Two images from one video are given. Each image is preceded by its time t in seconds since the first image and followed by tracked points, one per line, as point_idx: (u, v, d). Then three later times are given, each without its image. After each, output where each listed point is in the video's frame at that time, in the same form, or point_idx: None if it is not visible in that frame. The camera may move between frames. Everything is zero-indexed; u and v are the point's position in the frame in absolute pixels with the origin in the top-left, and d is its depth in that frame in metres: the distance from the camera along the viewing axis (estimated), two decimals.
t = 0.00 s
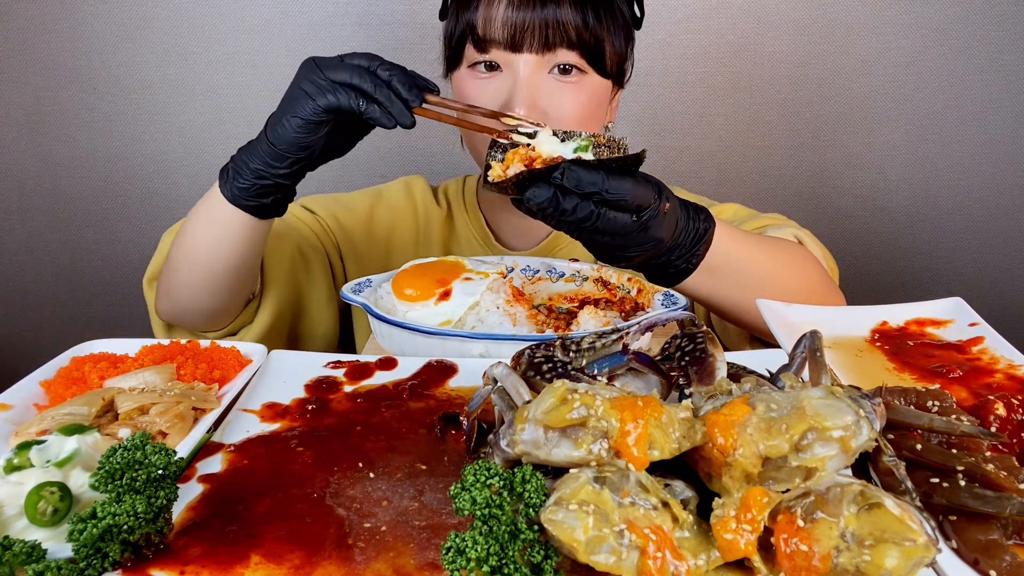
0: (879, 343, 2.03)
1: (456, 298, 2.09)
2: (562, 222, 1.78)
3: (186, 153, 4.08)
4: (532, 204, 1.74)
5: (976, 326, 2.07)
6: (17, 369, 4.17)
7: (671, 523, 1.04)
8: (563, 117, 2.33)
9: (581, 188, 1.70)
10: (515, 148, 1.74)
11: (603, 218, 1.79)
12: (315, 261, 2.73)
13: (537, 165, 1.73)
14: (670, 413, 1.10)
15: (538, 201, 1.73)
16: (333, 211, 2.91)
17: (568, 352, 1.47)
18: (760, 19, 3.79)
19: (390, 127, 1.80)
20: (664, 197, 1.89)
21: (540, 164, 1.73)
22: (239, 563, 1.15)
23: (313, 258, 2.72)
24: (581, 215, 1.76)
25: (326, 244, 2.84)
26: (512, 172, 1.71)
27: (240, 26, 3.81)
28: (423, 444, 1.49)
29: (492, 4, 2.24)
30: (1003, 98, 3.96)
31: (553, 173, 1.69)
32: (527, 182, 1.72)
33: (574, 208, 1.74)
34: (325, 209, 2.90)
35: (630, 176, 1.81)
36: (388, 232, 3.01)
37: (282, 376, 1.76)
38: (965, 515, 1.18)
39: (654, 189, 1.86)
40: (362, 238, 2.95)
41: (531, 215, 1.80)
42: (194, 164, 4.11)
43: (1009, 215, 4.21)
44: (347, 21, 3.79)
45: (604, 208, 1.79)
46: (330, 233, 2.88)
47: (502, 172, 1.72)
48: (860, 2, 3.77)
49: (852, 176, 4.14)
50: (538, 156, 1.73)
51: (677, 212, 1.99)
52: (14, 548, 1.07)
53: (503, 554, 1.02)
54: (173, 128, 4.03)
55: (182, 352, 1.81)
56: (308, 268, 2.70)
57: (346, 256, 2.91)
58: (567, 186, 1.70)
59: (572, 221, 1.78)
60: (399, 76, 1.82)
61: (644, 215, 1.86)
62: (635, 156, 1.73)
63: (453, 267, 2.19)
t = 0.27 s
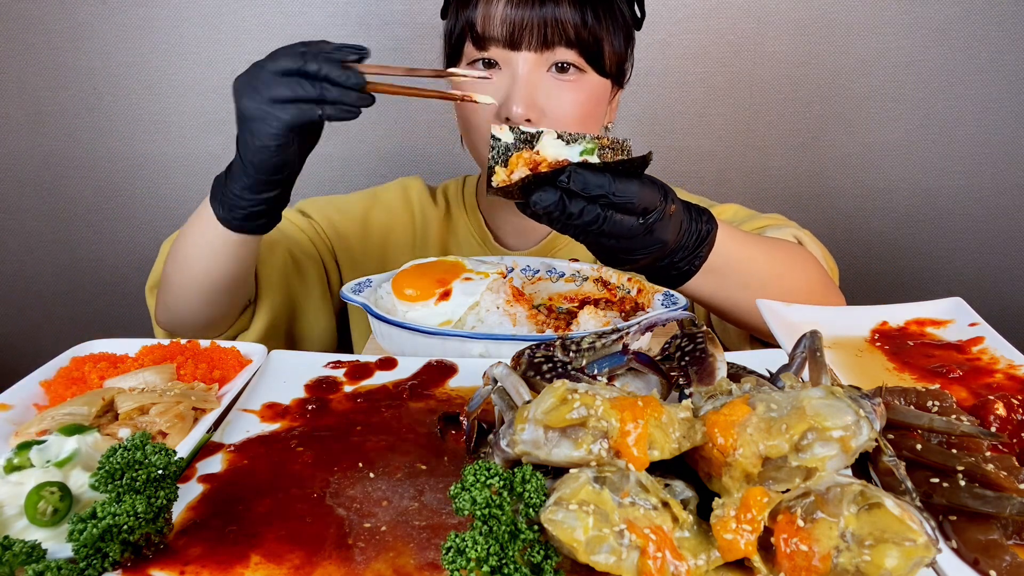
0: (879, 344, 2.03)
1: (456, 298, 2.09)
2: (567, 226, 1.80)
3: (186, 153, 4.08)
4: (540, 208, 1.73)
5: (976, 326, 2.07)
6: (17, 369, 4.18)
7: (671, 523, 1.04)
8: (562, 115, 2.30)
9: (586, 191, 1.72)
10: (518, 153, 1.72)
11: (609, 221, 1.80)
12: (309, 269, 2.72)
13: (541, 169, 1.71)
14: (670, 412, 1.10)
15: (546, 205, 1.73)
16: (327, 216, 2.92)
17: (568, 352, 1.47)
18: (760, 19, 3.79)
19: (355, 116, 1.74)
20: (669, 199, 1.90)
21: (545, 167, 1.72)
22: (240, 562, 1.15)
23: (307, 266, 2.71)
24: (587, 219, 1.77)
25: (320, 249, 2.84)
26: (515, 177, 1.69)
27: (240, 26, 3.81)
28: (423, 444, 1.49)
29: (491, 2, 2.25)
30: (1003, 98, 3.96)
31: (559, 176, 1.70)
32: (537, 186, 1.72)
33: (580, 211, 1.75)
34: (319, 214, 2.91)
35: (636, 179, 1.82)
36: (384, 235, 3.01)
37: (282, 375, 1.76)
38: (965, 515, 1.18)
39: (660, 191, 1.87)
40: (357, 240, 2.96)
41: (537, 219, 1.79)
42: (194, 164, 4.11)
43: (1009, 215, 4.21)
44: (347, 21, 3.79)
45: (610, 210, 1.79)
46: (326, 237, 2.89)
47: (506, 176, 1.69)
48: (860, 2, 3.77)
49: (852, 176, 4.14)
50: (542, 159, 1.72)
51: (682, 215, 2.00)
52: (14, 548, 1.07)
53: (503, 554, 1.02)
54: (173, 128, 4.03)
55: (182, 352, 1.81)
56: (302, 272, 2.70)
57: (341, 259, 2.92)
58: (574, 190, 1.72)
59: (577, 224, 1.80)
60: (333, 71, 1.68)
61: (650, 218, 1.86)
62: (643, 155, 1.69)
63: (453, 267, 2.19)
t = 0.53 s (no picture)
0: (879, 343, 2.03)
1: (456, 298, 2.08)
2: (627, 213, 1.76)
3: (186, 153, 4.08)
4: (608, 201, 1.71)
5: (976, 326, 2.07)
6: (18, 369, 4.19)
7: (671, 523, 1.04)
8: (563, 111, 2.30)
9: (648, 174, 1.70)
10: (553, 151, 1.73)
11: (671, 204, 1.76)
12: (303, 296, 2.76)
13: (590, 162, 1.73)
14: (670, 413, 1.10)
15: (612, 198, 1.72)
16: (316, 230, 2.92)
17: (568, 352, 1.47)
18: (760, 19, 3.79)
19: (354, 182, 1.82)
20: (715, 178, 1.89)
21: (593, 159, 1.73)
22: (239, 563, 1.15)
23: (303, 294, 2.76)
24: (647, 205, 1.75)
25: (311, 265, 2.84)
26: (562, 178, 1.72)
27: (240, 26, 3.81)
28: (423, 444, 1.49)
29: None
30: (1003, 98, 3.96)
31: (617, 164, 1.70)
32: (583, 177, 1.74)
33: (645, 198, 1.73)
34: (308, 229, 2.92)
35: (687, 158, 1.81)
36: (375, 242, 3.03)
37: (282, 376, 1.76)
38: (965, 515, 1.18)
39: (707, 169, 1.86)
40: (347, 251, 2.97)
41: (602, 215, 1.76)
42: (194, 164, 4.10)
43: (1009, 215, 4.21)
44: (347, 20, 3.79)
45: (671, 195, 1.77)
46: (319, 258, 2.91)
47: (550, 181, 1.73)
48: (860, 2, 3.77)
49: (852, 176, 4.14)
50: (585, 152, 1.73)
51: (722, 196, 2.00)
52: (14, 548, 1.07)
53: (503, 554, 1.02)
54: (173, 127, 4.03)
55: (182, 352, 1.81)
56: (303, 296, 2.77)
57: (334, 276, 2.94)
58: (634, 174, 1.70)
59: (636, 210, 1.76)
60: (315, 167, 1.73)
61: (702, 203, 1.85)
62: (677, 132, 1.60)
63: (453, 268, 2.19)
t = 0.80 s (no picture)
0: (879, 343, 2.03)
1: (456, 298, 2.08)
2: (674, 225, 1.75)
3: (186, 154, 4.08)
4: (660, 216, 1.69)
5: (976, 326, 2.07)
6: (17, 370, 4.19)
7: (671, 523, 1.04)
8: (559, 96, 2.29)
9: (694, 184, 1.70)
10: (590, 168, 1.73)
11: (715, 213, 1.76)
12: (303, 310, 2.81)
13: (633, 176, 1.73)
14: (670, 412, 1.10)
15: (663, 212, 1.70)
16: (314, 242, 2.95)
17: (568, 352, 1.47)
18: (760, 19, 3.79)
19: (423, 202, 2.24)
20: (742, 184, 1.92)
21: (634, 173, 1.74)
22: (240, 563, 1.15)
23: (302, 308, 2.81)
24: (693, 215, 1.74)
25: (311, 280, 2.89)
26: (606, 196, 1.72)
27: (240, 26, 3.81)
28: (424, 444, 1.49)
29: None
30: (1004, 98, 3.96)
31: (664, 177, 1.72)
32: (630, 195, 1.73)
33: (692, 209, 1.72)
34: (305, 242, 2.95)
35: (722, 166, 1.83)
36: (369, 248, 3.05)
37: (282, 375, 1.76)
38: (965, 515, 1.18)
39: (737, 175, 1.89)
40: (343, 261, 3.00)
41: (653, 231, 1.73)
42: (193, 164, 4.10)
43: (1009, 215, 4.21)
44: (347, 20, 3.78)
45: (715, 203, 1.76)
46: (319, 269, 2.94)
47: (594, 201, 1.72)
48: (860, 2, 3.78)
49: (852, 176, 4.14)
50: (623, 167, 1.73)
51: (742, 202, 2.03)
52: (14, 548, 1.07)
53: (503, 554, 1.02)
54: (173, 128, 4.03)
55: (182, 352, 1.81)
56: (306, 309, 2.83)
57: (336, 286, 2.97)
58: (682, 184, 1.71)
59: (683, 222, 1.75)
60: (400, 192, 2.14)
61: (740, 209, 1.85)
62: (710, 140, 1.64)
63: (453, 268, 2.19)
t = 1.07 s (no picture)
0: (879, 344, 2.03)
1: (456, 298, 2.08)
2: (689, 235, 1.76)
3: (185, 153, 4.08)
4: (676, 227, 1.71)
5: (976, 326, 2.07)
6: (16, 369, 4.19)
7: (671, 523, 1.04)
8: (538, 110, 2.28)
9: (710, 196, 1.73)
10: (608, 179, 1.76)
11: (729, 224, 1.78)
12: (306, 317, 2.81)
13: (650, 189, 1.77)
14: (670, 413, 1.10)
15: (679, 223, 1.72)
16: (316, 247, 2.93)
17: (568, 352, 1.47)
18: (760, 19, 3.79)
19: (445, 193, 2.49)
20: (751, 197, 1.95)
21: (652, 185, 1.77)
22: (240, 563, 1.15)
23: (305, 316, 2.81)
24: (707, 225, 1.75)
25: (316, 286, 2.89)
26: (624, 208, 1.75)
27: (240, 26, 3.81)
28: (424, 444, 1.49)
29: None
30: (1004, 98, 3.96)
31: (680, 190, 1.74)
32: (648, 207, 1.78)
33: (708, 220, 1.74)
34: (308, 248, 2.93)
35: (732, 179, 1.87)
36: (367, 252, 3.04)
37: (281, 375, 1.76)
38: (965, 515, 1.18)
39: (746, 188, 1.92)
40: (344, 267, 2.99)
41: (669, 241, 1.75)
42: (193, 164, 4.10)
43: (1009, 215, 4.21)
44: (347, 20, 3.78)
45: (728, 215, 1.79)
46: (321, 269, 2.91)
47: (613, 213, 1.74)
48: (860, 2, 3.78)
49: (852, 176, 4.14)
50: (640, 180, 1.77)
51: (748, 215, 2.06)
52: (15, 548, 1.07)
53: (503, 554, 1.02)
54: (173, 128, 4.03)
55: (182, 352, 1.81)
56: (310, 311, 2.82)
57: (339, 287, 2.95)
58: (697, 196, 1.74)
59: (698, 232, 1.76)
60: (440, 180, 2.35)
61: (750, 218, 1.88)
62: (723, 152, 1.69)
63: (453, 268, 2.19)
